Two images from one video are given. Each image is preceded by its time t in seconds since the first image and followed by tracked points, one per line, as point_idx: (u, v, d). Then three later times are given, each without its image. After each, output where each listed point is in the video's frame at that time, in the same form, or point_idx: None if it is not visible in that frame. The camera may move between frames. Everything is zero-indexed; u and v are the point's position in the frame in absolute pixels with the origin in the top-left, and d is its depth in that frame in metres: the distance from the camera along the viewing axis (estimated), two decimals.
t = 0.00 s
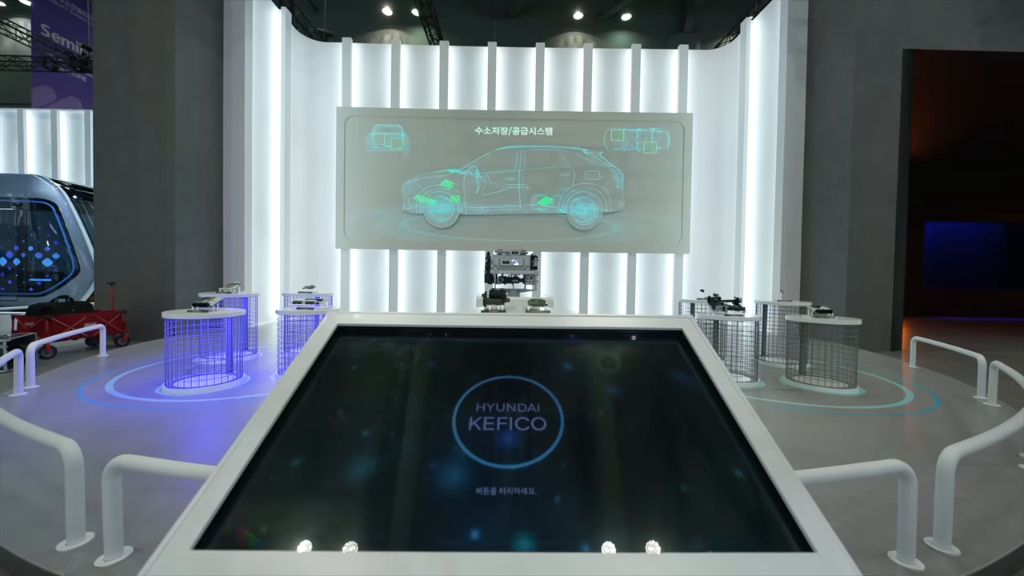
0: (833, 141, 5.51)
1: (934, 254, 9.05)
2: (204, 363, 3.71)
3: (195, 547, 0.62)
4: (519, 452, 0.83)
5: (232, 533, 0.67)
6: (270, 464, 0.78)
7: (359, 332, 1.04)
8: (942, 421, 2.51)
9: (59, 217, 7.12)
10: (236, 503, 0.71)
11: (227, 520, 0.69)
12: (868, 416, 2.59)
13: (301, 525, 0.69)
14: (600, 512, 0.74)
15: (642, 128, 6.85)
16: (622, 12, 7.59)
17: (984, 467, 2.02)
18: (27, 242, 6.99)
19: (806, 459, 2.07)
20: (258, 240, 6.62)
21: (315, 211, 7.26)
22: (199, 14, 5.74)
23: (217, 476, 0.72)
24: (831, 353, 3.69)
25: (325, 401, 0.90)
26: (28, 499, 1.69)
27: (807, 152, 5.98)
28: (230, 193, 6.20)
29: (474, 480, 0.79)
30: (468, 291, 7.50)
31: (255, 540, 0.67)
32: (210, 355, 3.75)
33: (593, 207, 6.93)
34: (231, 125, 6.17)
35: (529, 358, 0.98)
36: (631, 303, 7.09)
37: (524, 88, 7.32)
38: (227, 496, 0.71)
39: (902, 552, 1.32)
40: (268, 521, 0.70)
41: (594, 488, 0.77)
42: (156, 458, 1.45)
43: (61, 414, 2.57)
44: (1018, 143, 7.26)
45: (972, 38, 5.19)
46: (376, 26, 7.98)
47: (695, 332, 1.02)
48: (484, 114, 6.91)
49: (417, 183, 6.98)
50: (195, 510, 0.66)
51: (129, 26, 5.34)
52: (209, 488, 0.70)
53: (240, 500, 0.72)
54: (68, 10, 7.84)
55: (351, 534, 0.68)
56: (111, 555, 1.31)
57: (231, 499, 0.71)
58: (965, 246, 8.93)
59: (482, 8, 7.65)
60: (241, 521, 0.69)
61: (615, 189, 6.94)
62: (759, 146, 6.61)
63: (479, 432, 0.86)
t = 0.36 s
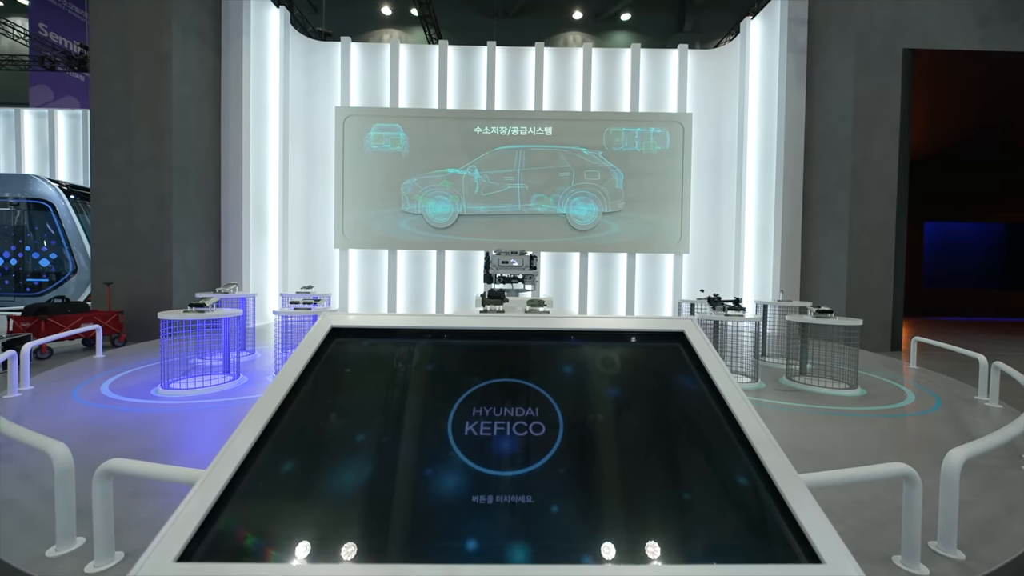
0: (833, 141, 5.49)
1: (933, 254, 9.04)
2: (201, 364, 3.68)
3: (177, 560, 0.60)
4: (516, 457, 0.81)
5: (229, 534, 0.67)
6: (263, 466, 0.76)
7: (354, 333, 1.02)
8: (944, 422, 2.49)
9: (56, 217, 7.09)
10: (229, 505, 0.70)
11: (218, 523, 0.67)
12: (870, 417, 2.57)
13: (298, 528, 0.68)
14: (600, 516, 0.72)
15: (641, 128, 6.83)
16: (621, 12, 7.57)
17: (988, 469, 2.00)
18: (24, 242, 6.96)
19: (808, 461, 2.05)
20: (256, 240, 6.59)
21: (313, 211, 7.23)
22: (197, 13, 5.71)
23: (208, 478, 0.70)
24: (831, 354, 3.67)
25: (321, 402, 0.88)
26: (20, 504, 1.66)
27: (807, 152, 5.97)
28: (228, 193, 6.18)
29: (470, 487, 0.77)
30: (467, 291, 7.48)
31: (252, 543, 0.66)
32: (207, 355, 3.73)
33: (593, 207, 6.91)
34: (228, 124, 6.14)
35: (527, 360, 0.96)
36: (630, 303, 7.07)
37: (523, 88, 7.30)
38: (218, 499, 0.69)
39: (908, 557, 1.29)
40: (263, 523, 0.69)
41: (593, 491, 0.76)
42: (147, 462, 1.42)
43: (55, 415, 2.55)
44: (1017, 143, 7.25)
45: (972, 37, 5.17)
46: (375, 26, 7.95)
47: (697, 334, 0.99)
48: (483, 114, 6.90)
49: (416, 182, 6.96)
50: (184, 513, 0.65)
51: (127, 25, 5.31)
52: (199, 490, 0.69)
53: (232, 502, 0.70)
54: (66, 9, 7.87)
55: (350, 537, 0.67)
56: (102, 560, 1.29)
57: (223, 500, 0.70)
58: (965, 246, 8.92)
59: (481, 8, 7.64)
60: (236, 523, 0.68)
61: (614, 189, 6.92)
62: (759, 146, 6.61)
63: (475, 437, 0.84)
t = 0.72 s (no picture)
0: (833, 141, 5.48)
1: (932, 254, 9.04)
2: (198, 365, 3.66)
3: None
4: (512, 467, 0.78)
5: (227, 535, 0.67)
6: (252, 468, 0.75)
7: (348, 334, 0.98)
8: (947, 424, 2.47)
9: (53, 217, 7.08)
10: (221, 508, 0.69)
11: (206, 526, 0.67)
12: (872, 419, 2.54)
13: (299, 524, 0.68)
14: (599, 520, 0.70)
15: (641, 128, 6.82)
16: (620, 12, 7.54)
17: (992, 472, 1.98)
18: (21, 242, 6.93)
19: (810, 464, 2.03)
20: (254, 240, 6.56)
21: (312, 211, 7.20)
22: (195, 12, 5.68)
23: (196, 479, 0.69)
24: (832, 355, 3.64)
25: (312, 405, 0.86)
26: (11, 510, 1.64)
27: (807, 152, 5.95)
28: (226, 194, 6.16)
29: (466, 498, 0.74)
30: (467, 291, 7.45)
31: (251, 543, 0.66)
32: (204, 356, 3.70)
33: (592, 207, 6.89)
34: (226, 123, 6.11)
35: (526, 363, 0.93)
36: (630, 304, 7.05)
37: (523, 88, 7.28)
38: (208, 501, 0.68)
39: (913, 564, 1.27)
40: (261, 524, 0.68)
41: (593, 495, 0.74)
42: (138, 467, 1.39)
43: (47, 418, 2.53)
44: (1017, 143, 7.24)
45: (972, 37, 5.16)
46: (375, 26, 7.92)
47: (700, 336, 0.96)
48: (482, 114, 6.88)
49: (415, 182, 6.94)
50: (170, 518, 0.64)
51: (124, 24, 5.28)
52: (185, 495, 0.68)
53: (223, 505, 0.69)
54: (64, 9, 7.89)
55: (348, 538, 0.67)
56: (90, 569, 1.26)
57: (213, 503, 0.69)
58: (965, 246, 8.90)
59: (480, 8, 7.61)
60: (232, 525, 0.68)
61: (614, 189, 6.90)
62: (759, 146, 6.59)
63: (472, 445, 0.81)
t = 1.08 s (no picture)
0: (835, 140, 5.44)
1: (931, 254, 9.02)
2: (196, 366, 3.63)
3: None
4: (509, 478, 0.74)
5: (227, 535, 0.64)
6: (241, 472, 0.72)
7: (339, 339, 0.94)
8: (953, 426, 2.44)
9: (52, 217, 7.06)
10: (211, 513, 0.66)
11: (194, 531, 0.64)
12: (875, 421, 2.51)
13: (293, 530, 0.65)
14: (598, 523, 0.68)
15: (642, 127, 6.79)
16: (620, 12, 7.42)
17: (1000, 477, 1.94)
18: (19, 242, 6.90)
19: (814, 467, 2.00)
20: (252, 240, 6.53)
21: (310, 211, 7.18)
22: (193, 10, 5.65)
23: (181, 485, 0.66)
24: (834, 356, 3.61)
25: (301, 410, 0.82)
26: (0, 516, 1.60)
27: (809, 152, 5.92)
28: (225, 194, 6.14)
29: (460, 513, 0.69)
30: (466, 291, 7.43)
31: (250, 544, 0.63)
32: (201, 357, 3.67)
33: (592, 207, 6.87)
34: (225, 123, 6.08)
35: (525, 368, 0.89)
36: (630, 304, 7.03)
37: (523, 88, 7.25)
38: (196, 506, 0.66)
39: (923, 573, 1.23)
40: (261, 523, 0.66)
41: (593, 499, 0.71)
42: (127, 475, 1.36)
43: (40, 421, 2.50)
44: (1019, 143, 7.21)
45: (975, 36, 5.12)
46: (374, 25, 7.88)
47: (705, 340, 0.92)
48: (482, 113, 6.85)
49: (414, 182, 6.91)
50: (154, 525, 0.61)
51: (122, 23, 5.26)
52: (170, 501, 0.65)
53: (215, 509, 0.67)
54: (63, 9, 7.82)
55: (347, 539, 0.64)
56: None
57: (201, 506, 0.66)
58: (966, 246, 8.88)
59: (480, 8, 7.58)
60: (235, 523, 0.66)
61: (614, 189, 6.87)
62: (760, 146, 6.57)
63: (467, 455, 0.77)
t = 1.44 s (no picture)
0: (838, 140, 5.40)
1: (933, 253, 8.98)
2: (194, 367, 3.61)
3: None
4: (507, 490, 0.70)
5: (229, 533, 0.62)
6: (231, 477, 0.68)
7: (333, 344, 0.90)
8: (959, 429, 2.40)
9: (52, 217, 7.05)
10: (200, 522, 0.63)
11: (180, 537, 0.61)
12: (880, 424, 2.48)
13: (279, 544, 0.61)
14: (598, 523, 0.65)
15: (643, 127, 6.76)
16: (621, 11, 7.43)
17: (1010, 482, 1.91)
18: (19, 242, 6.89)
19: (819, 472, 1.97)
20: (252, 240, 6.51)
21: (310, 211, 7.16)
22: (192, 10, 5.63)
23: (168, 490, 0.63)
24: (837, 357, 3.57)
25: (291, 414, 0.78)
26: None
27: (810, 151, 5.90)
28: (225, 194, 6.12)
29: (454, 529, 0.65)
30: (467, 291, 7.40)
31: (251, 542, 0.61)
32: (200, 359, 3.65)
33: (593, 207, 6.84)
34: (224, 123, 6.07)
35: (523, 373, 0.84)
36: (631, 305, 7.00)
37: (523, 87, 7.22)
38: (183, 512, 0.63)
39: None
40: (261, 519, 0.64)
41: (593, 503, 0.68)
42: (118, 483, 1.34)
43: (37, 423, 2.48)
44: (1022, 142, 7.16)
45: (979, 34, 5.07)
46: (375, 25, 7.84)
47: (712, 345, 0.88)
48: (482, 113, 6.83)
49: (414, 182, 6.90)
50: (142, 528, 0.59)
51: (120, 22, 5.23)
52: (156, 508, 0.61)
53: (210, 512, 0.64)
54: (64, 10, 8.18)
55: (346, 541, 0.62)
56: None
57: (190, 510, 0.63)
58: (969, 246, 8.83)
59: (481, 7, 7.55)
60: (236, 520, 0.64)
61: (615, 189, 6.85)
62: (762, 145, 6.53)
63: (462, 466, 0.72)
